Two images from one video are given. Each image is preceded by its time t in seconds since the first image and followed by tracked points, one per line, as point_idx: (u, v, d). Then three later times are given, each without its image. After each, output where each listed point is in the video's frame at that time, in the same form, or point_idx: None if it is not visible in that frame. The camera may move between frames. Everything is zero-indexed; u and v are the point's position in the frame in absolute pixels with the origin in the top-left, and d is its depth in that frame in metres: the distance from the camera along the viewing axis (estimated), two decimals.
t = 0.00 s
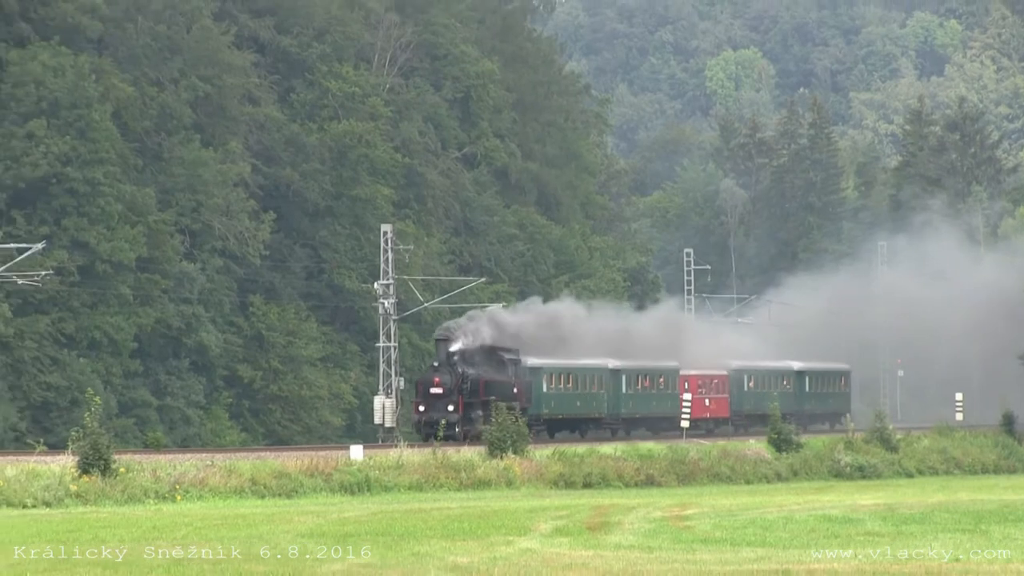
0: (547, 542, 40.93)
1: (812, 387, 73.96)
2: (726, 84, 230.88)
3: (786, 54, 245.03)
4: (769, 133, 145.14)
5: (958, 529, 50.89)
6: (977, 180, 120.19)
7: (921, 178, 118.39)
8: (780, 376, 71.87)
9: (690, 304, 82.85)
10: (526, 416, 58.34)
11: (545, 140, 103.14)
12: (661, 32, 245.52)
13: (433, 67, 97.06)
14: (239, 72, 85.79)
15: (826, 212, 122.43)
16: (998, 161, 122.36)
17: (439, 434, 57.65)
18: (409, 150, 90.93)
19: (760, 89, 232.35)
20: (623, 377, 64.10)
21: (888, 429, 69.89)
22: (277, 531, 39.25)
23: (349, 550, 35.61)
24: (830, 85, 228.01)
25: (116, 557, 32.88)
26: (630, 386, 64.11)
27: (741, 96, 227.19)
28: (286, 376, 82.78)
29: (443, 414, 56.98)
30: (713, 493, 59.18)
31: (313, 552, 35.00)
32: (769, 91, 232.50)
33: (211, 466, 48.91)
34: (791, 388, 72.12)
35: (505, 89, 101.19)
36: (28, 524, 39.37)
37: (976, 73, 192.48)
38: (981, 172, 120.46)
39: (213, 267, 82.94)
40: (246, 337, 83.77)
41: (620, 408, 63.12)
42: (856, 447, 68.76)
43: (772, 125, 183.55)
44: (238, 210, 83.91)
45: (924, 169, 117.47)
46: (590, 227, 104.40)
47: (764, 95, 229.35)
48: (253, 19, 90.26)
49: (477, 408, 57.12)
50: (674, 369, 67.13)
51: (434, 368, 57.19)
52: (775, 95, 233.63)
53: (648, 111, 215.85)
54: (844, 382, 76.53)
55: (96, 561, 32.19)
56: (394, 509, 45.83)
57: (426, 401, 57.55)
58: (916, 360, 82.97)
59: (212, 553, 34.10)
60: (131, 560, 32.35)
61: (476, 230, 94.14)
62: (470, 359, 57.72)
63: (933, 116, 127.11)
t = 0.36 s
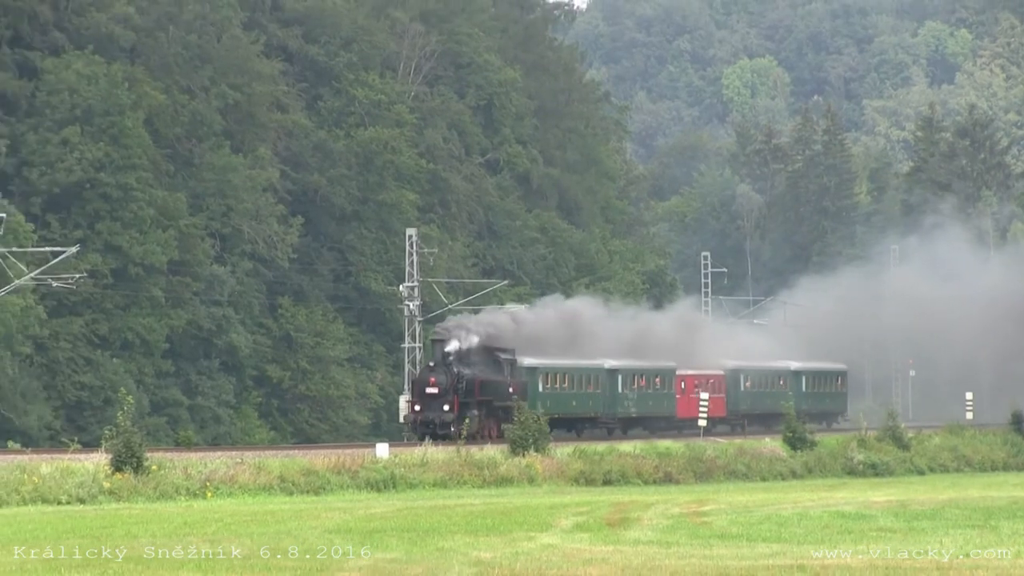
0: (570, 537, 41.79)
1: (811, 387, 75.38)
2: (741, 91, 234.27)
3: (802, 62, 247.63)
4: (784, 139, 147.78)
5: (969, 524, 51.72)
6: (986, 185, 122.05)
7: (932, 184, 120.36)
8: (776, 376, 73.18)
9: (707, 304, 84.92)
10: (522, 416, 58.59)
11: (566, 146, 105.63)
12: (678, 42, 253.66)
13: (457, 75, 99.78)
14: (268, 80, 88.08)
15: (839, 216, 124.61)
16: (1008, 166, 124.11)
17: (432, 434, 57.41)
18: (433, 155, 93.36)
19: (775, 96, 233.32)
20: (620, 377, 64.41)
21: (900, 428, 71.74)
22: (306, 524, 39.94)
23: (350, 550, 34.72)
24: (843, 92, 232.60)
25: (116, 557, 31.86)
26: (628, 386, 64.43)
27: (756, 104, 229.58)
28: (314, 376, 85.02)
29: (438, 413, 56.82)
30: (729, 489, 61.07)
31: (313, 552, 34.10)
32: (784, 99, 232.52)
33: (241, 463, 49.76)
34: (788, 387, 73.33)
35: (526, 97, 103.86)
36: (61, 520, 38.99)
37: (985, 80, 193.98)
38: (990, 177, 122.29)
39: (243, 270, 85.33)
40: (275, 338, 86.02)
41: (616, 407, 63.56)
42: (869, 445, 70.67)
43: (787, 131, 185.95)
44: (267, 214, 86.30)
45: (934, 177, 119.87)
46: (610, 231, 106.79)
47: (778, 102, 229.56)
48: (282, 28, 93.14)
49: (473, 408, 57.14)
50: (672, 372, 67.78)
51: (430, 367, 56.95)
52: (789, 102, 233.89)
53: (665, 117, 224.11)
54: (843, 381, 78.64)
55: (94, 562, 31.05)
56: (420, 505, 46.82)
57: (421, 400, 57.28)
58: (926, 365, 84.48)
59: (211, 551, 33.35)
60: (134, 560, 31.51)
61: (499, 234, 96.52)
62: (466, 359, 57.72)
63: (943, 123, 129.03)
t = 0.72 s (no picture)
0: (593, 533, 43.68)
1: (808, 387, 76.30)
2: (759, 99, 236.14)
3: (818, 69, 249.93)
4: (802, 146, 150.06)
5: (978, 520, 53.72)
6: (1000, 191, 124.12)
7: (946, 190, 122.47)
8: (777, 376, 74.31)
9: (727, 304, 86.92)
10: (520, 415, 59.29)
11: (589, 152, 108.04)
12: (699, 50, 256.07)
13: (483, 82, 102.41)
14: (299, 87, 90.66)
15: (856, 220, 126.90)
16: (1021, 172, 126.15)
17: (431, 433, 57.92)
18: (460, 160, 96.09)
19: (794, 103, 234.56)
20: (619, 377, 65.08)
21: (915, 427, 73.64)
22: (337, 521, 41.75)
23: (350, 550, 35.36)
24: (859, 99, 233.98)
25: (117, 557, 32.76)
26: (627, 385, 65.11)
27: (776, 109, 231.87)
28: (343, 376, 87.43)
29: (435, 412, 57.30)
30: (749, 486, 63.02)
31: (314, 552, 35.10)
32: (802, 105, 234.92)
33: (272, 460, 51.34)
34: (788, 387, 74.60)
35: (550, 104, 106.37)
36: (99, 518, 40.34)
37: (998, 88, 195.91)
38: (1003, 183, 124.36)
39: (274, 273, 87.60)
40: (306, 338, 88.30)
41: (614, 406, 64.24)
42: (885, 443, 72.59)
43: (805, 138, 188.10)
44: (298, 218, 88.75)
45: (949, 182, 122.47)
46: (633, 235, 109.07)
47: (796, 109, 231.94)
48: (313, 37, 95.78)
49: (472, 407, 57.58)
50: (672, 371, 68.44)
51: (428, 367, 57.51)
52: (807, 109, 235.98)
53: (685, 124, 227.25)
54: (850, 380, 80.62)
55: (96, 562, 31.94)
56: (448, 503, 48.77)
57: (420, 400, 57.81)
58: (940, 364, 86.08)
59: (213, 551, 34.44)
60: (135, 560, 32.36)
61: (524, 238, 98.97)
62: (464, 359, 58.16)
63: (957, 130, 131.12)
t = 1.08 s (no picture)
0: (619, 528, 45.53)
1: (809, 387, 77.63)
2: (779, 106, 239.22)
3: (840, 77, 252.08)
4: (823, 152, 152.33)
5: (991, 515, 55.57)
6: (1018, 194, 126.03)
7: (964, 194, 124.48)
8: (779, 375, 75.61)
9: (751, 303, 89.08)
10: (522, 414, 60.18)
11: (615, 157, 110.43)
12: (722, 59, 257.70)
13: (512, 89, 104.87)
14: (332, 94, 93.14)
15: (874, 223, 129.14)
16: None
17: (434, 432, 58.84)
18: (489, 165, 98.67)
19: (815, 110, 237.17)
20: (621, 377, 66.12)
21: (934, 425, 75.60)
22: (369, 517, 43.87)
23: (347, 549, 35.83)
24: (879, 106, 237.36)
25: (116, 557, 33.51)
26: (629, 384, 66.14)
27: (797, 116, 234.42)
28: (377, 376, 89.70)
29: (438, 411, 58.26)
30: (772, 484, 64.91)
31: (311, 552, 35.31)
32: (823, 112, 237.67)
33: (307, 458, 53.15)
34: (790, 386, 75.90)
35: (577, 110, 108.83)
36: (138, 514, 41.77)
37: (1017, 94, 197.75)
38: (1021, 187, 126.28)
39: (309, 276, 89.77)
40: (340, 339, 90.74)
41: (616, 405, 65.35)
42: (904, 442, 74.45)
43: (826, 144, 190.31)
44: (332, 222, 91.16)
45: (966, 185, 123.03)
46: (659, 239, 111.32)
47: (817, 115, 234.93)
48: (346, 46, 98.32)
49: (473, 406, 58.48)
50: (674, 370, 69.34)
51: (431, 367, 58.50)
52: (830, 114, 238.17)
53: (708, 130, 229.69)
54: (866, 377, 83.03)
55: (94, 562, 32.66)
56: (478, 499, 50.86)
57: (423, 399, 58.79)
58: (957, 361, 88.11)
59: (210, 549, 34.78)
60: (141, 560, 33.18)
61: (552, 241, 101.33)
62: (466, 359, 59.11)
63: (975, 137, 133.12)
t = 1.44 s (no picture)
0: (648, 524, 47.54)
1: (819, 387, 78.35)
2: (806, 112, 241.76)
3: (866, 83, 254.35)
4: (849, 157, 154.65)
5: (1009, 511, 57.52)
6: None
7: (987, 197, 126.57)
8: (789, 375, 76.02)
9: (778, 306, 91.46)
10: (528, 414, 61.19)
11: (645, 162, 112.87)
12: (750, 66, 259.27)
13: (545, 96, 107.34)
14: (370, 101, 95.67)
15: (899, 226, 131.31)
16: None
17: (441, 431, 60.10)
18: (523, 170, 101.19)
19: (842, 116, 239.94)
20: (630, 376, 67.09)
21: (956, 424, 77.52)
22: (405, 514, 46.06)
23: (348, 550, 35.96)
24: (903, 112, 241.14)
25: (115, 557, 33.69)
26: (638, 384, 67.09)
27: (823, 122, 237.08)
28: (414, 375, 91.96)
29: (444, 410, 59.45)
30: (799, 481, 66.86)
31: (311, 552, 35.53)
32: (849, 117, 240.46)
33: (346, 457, 55.15)
34: (800, 385, 76.35)
35: (608, 117, 111.32)
36: (180, 510, 43.23)
37: None
38: None
39: (347, 277, 91.87)
40: (377, 340, 93.11)
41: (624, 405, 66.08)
42: (928, 440, 76.33)
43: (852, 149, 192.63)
44: (370, 226, 93.50)
45: (987, 188, 125.06)
46: (689, 242, 113.59)
47: (843, 121, 237.88)
48: (384, 54, 100.86)
49: (479, 405, 59.65)
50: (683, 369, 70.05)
51: (437, 367, 59.81)
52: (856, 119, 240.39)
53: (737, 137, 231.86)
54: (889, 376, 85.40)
55: (95, 561, 32.96)
56: (511, 496, 52.92)
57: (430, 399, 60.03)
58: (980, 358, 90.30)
59: (213, 550, 34.97)
60: (138, 560, 33.42)
61: (584, 244, 103.74)
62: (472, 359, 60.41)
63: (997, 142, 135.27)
